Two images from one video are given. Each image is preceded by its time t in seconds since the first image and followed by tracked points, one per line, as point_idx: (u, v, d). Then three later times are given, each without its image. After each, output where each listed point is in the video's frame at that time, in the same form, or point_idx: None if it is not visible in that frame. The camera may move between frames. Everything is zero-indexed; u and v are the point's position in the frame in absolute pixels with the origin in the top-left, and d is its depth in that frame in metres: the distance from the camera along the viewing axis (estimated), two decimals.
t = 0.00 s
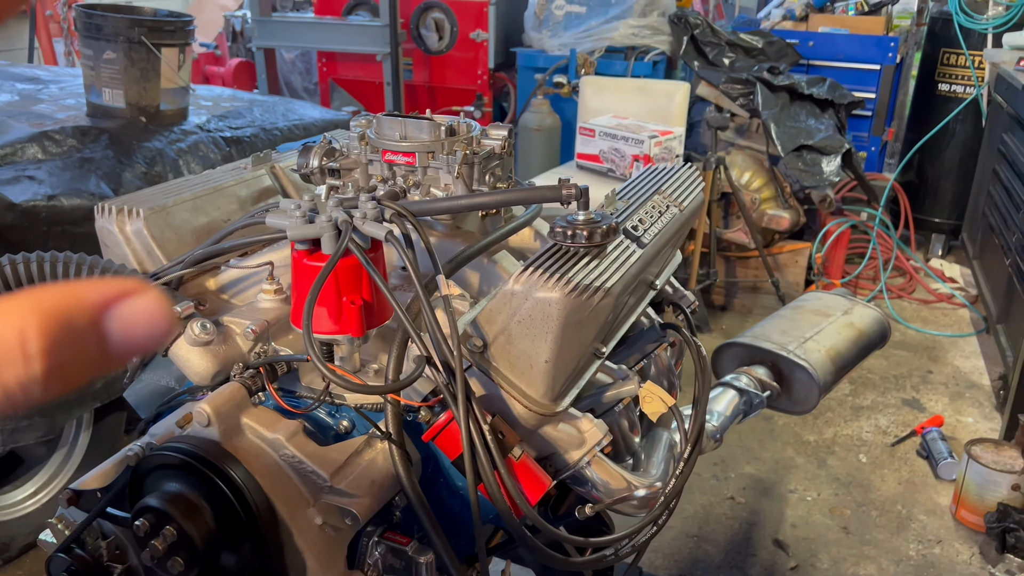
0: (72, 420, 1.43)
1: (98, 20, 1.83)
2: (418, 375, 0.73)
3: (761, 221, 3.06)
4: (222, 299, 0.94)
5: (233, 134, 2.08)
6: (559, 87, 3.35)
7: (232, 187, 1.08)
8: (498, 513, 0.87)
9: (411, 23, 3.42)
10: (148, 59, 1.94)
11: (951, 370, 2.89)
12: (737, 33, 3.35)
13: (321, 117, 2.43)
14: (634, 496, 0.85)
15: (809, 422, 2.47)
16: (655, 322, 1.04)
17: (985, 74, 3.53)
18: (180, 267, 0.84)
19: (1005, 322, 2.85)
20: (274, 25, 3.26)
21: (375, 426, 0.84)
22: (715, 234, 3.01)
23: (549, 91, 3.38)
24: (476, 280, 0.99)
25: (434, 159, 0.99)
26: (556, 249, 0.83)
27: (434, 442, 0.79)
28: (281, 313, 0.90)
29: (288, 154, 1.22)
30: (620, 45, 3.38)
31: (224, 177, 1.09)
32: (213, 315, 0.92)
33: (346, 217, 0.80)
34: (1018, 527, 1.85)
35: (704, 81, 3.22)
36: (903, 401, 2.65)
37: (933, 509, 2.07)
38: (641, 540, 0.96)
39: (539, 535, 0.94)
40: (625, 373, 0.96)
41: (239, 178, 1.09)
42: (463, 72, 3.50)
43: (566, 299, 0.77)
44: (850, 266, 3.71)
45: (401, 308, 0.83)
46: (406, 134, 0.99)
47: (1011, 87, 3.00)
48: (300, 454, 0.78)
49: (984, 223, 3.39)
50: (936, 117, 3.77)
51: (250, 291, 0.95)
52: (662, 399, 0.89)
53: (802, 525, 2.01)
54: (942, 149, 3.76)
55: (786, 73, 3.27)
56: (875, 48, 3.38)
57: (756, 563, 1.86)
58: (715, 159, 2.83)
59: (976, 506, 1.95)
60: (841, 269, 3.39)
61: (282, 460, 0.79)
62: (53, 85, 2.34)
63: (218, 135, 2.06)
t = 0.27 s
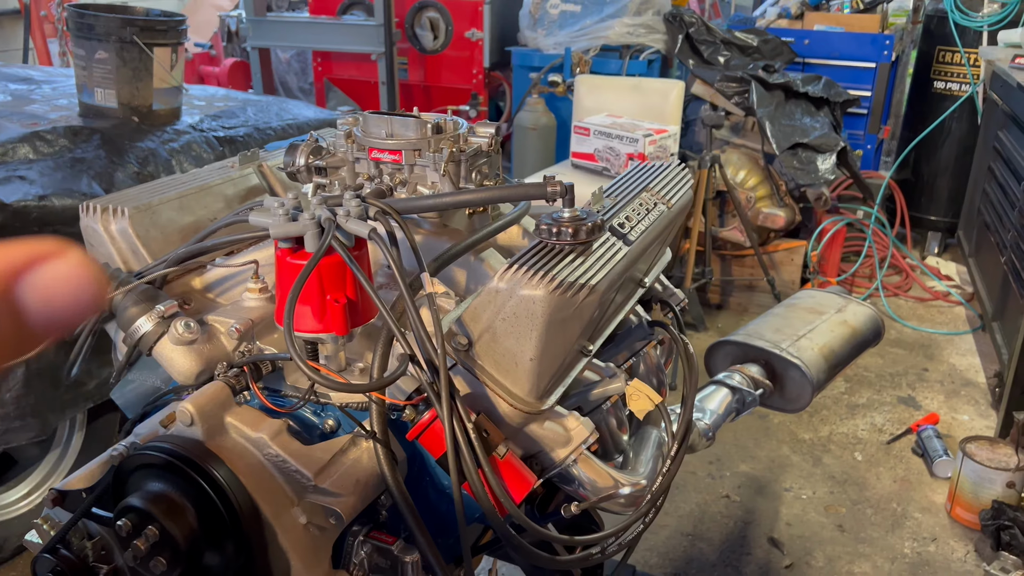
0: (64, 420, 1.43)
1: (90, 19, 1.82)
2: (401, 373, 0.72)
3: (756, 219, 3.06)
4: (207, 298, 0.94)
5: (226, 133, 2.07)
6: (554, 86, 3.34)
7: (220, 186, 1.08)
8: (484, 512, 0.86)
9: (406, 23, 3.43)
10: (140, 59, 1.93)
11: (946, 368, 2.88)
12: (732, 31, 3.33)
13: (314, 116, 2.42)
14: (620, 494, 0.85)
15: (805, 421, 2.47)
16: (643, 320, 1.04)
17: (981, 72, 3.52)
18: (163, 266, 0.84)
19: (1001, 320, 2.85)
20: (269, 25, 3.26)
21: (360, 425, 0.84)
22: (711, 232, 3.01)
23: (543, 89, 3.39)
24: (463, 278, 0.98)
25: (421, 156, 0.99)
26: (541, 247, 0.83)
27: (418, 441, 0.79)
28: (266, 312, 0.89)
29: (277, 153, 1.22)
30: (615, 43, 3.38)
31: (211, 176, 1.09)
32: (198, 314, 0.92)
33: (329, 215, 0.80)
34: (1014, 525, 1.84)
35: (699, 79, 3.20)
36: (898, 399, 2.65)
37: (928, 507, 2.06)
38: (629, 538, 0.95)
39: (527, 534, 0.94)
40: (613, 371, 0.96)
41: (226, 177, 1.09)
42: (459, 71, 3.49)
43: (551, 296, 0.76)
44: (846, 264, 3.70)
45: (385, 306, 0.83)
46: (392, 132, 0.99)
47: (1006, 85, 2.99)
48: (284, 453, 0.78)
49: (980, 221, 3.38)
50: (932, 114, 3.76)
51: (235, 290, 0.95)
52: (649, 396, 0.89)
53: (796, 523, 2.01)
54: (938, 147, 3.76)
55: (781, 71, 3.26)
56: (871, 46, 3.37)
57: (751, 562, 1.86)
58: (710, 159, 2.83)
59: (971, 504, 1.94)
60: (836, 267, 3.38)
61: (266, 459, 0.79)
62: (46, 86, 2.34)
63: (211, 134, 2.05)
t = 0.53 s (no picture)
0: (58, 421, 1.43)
1: (83, 20, 1.81)
2: (391, 371, 0.72)
3: (751, 217, 3.07)
4: (199, 297, 0.95)
5: (220, 134, 2.07)
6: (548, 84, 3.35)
7: (211, 186, 1.09)
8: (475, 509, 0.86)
9: (400, 21, 3.37)
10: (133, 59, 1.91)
11: (941, 364, 2.89)
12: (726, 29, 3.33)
13: (308, 116, 2.42)
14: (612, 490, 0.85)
15: (800, 417, 2.47)
16: (634, 317, 1.04)
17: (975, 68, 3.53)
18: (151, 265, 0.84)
19: (995, 316, 2.85)
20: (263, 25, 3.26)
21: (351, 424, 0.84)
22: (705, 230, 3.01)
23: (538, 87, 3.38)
24: (454, 276, 0.98)
25: (411, 155, 0.99)
26: (532, 244, 0.83)
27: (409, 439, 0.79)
28: (257, 311, 0.89)
29: (268, 152, 1.23)
30: (610, 41, 3.38)
31: (203, 176, 1.10)
32: (189, 313, 0.92)
33: (318, 214, 0.80)
34: (1008, 519, 1.83)
35: (694, 77, 3.20)
36: (894, 395, 2.65)
37: (923, 502, 2.07)
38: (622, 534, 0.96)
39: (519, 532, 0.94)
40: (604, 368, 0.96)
41: (217, 177, 1.10)
42: (454, 70, 3.49)
43: (540, 294, 0.76)
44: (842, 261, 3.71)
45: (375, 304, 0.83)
46: (382, 130, 0.99)
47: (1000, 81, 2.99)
48: (274, 452, 0.78)
49: (974, 217, 3.39)
50: (926, 111, 3.77)
51: (226, 289, 0.95)
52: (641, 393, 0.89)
53: (792, 520, 2.01)
54: (932, 144, 3.76)
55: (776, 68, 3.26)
56: (865, 43, 3.38)
57: (746, 558, 1.86)
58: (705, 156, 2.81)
59: (965, 500, 1.95)
60: (832, 264, 3.39)
61: (256, 458, 0.78)
62: (40, 86, 2.33)
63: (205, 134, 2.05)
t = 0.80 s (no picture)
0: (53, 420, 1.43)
1: (75, 18, 1.80)
2: (384, 369, 0.72)
3: (748, 213, 3.07)
4: (192, 296, 0.94)
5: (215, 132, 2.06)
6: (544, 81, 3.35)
7: (203, 184, 1.09)
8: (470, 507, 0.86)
9: (396, 19, 3.35)
10: (127, 58, 1.90)
11: (938, 359, 2.89)
12: (721, 25, 3.31)
13: (303, 114, 2.42)
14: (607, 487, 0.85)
15: (797, 413, 2.47)
16: (629, 313, 1.04)
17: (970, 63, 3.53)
18: (144, 263, 0.84)
19: (991, 311, 2.86)
20: (257, 23, 3.25)
21: (345, 421, 0.83)
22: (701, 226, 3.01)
23: (534, 85, 3.39)
24: (448, 273, 0.98)
25: (404, 151, 0.98)
26: (525, 241, 0.83)
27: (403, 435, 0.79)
28: (250, 309, 0.89)
29: (261, 150, 1.23)
30: (605, 38, 3.37)
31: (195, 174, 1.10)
32: (182, 311, 0.92)
33: (310, 211, 0.79)
34: (1005, 514, 1.83)
35: (689, 73, 3.19)
36: (890, 390, 2.65)
37: (920, 498, 2.07)
38: (615, 531, 0.96)
39: (513, 529, 0.94)
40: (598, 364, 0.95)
41: (210, 175, 1.10)
42: (449, 67, 3.49)
43: (533, 290, 0.76)
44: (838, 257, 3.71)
45: (368, 302, 0.83)
46: (375, 127, 0.99)
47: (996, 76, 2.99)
48: (267, 450, 0.78)
49: (970, 213, 3.39)
50: (922, 107, 3.77)
51: (219, 287, 0.95)
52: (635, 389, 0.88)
53: (789, 516, 2.01)
54: (928, 139, 3.76)
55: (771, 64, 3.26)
56: (861, 39, 3.37)
57: (744, 555, 1.86)
58: (701, 153, 2.82)
59: (962, 495, 1.95)
60: (828, 260, 3.39)
61: (249, 456, 0.78)
62: (33, 85, 2.32)
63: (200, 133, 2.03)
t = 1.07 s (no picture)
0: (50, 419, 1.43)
1: (71, 15, 1.79)
2: (380, 366, 0.72)
3: (746, 210, 3.06)
4: (187, 293, 0.94)
5: (211, 129, 2.05)
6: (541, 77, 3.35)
7: (198, 181, 1.09)
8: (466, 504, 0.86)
9: (392, 16, 3.38)
10: (123, 55, 1.89)
11: (937, 356, 2.89)
12: (719, 21, 3.30)
13: (300, 111, 2.41)
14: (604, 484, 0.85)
15: (796, 410, 2.47)
16: (626, 310, 1.04)
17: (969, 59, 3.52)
18: (138, 260, 0.83)
19: (990, 307, 2.85)
20: (254, 21, 3.24)
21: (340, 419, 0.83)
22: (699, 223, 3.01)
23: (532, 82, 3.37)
24: (444, 269, 0.98)
25: (400, 147, 0.98)
26: (522, 237, 0.82)
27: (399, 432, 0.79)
28: (245, 306, 0.89)
29: (256, 147, 1.23)
30: (603, 35, 3.37)
31: (190, 171, 1.09)
32: (177, 309, 0.91)
33: (305, 207, 0.79)
34: (1003, 510, 1.83)
35: (687, 70, 3.18)
36: (889, 386, 2.65)
37: (919, 494, 2.06)
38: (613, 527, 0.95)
39: (511, 526, 0.93)
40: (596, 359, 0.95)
41: (205, 172, 1.10)
42: (447, 64, 3.47)
43: (530, 286, 0.75)
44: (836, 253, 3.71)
45: (364, 298, 0.82)
46: (371, 123, 0.98)
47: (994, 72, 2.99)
48: (262, 448, 0.77)
49: (968, 208, 3.39)
50: (920, 102, 3.76)
51: (214, 284, 0.95)
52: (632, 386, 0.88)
53: (788, 512, 2.01)
54: (927, 135, 3.76)
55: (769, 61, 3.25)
56: (858, 35, 3.37)
57: (743, 551, 1.86)
58: (699, 149, 2.81)
59: (961, 491, 1.95)
60: (826, 256, 3.38)
61: (245, 454, 0.77)
62: (28, 84, 2.31)
63: (197, 130, 2.02)
